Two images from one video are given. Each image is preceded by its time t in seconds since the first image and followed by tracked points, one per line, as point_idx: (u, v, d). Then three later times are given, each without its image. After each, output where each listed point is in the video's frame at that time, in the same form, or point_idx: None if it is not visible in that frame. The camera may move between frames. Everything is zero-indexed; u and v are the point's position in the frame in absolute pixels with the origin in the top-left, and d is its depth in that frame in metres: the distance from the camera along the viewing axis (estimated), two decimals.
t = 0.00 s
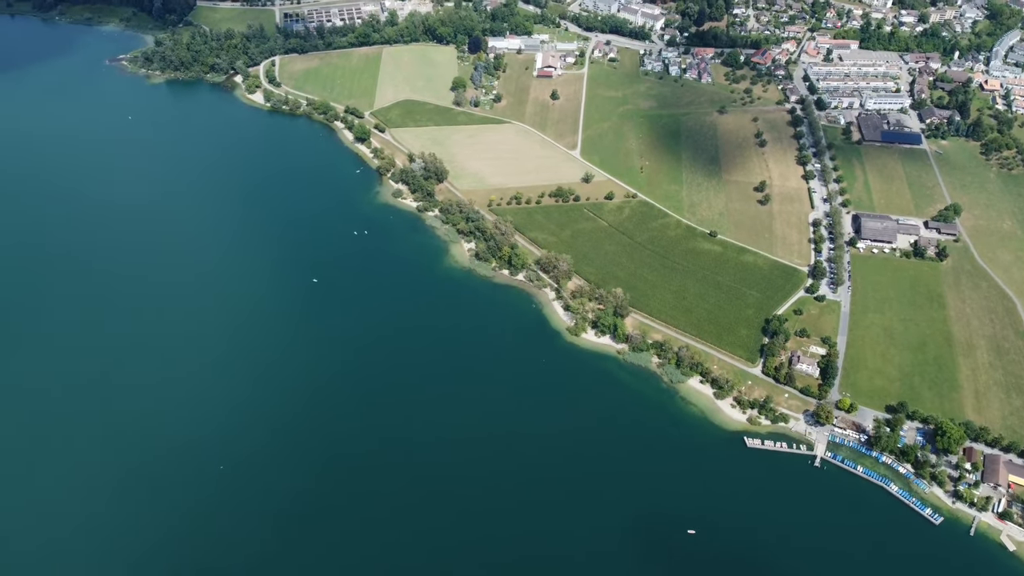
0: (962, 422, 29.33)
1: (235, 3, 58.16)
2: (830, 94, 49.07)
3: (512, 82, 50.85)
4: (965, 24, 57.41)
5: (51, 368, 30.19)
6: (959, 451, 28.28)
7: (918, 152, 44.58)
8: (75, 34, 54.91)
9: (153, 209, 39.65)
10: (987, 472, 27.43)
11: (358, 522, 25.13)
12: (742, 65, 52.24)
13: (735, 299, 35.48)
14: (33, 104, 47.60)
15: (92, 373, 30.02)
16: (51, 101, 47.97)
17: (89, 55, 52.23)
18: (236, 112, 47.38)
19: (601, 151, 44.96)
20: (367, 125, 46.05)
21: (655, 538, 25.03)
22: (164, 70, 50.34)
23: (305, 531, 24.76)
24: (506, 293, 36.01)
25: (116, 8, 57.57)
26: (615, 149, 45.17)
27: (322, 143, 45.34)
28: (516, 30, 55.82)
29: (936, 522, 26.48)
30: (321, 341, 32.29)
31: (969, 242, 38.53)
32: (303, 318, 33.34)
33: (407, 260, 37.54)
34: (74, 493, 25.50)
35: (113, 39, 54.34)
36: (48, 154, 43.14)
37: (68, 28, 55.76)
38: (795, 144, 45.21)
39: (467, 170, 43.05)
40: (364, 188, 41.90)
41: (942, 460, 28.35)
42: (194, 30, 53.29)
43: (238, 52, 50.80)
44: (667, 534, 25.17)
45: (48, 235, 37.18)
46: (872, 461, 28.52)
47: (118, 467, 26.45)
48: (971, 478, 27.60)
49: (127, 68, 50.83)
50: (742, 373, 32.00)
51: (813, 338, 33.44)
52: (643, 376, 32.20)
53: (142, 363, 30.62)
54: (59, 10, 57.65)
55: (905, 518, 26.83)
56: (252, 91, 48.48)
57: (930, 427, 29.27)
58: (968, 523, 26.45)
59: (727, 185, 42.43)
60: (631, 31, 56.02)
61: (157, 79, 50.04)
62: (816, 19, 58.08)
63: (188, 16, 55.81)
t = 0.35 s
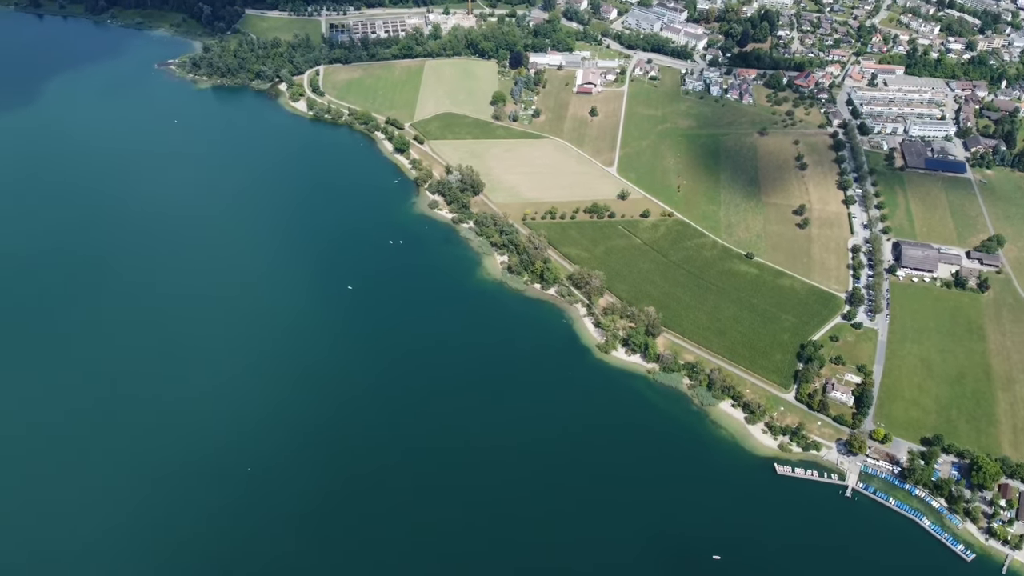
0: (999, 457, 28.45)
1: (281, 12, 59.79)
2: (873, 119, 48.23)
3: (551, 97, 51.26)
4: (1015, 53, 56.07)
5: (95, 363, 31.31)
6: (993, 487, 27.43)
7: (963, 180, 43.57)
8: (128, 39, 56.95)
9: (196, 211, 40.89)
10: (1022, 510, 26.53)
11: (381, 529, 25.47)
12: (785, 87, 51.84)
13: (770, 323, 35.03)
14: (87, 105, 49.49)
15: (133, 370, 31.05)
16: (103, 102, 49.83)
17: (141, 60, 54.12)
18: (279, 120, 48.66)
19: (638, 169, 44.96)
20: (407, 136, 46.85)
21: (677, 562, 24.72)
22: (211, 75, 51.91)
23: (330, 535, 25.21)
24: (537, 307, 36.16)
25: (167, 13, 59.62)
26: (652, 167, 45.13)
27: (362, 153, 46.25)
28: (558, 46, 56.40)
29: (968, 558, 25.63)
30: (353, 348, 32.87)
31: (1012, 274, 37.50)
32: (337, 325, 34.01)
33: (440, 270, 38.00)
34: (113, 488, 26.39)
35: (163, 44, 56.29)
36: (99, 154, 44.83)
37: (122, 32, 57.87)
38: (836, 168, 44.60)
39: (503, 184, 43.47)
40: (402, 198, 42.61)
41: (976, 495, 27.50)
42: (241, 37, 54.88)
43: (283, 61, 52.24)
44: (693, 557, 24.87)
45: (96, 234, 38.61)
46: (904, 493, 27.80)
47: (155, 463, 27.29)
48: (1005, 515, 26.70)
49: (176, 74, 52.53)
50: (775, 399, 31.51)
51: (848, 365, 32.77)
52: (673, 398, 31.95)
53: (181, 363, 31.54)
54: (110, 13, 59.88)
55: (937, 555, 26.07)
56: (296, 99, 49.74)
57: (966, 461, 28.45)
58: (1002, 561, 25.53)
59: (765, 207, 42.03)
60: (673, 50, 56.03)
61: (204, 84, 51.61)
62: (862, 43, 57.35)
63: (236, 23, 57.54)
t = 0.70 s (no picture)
0: None
1: (326, 23, 61.27)
2: (917, 145, 47.35)
3: (590, 114, 51.54)
4: None
5: (135, 361, 32.36)
6: None
7: (1008, 211, 42.37)
8: (178, 45, 58.82)
9: (237, 216, 42.07)
10: None
11: (403, 539, 25.86)
12: (827, 110, 51.33)
13: (804, 348, 34.51)
14: (137, 109, 51.34)
15: (171, 369, 32.02)
16: (153, 107, 51.63)
17: (189, 66, 55.84)
18: (321, 129, 49.84)
19: (675, 188, 44.86)
20: (445, 149, 47.55)
21: None
22: (256, 83, 53.30)
23: (353, 541, 25.66)
24: (568, 323, 36.24)
25: (216, 20, 61.28)
26: (690, 186, 44.99)
27: (401, 164, 47.09)
28: (599, 63, 56.80)
29: None
30: (384, 357, 33.42)
31: None
32: (369, 333, 34.66)
33: (472, 282, 38.39)
34: (149, 485, 27.28)
35: (211, 51, 57.98)
36: (147, 158, 46.45)
37: (172, 38, 59.82)
38: (877, 194, 43.88)
39: (538, 198, 43.78)
40: (438, 209, 43.22)
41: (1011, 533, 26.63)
42: (287, 46, 56.35)
43: (328, 71, 53.46)
44: None
45: (140, 235, 39.96)
46: (937, 528, 27.01)
47: (189, 462, 28.11)
48: None
49: (222, 80, 54.06)
50: (807, 426, 30.98)
51: (884, 395, 32.07)
52: (703, 420, 31.65)
53: (217, 364, 32.43)
54: (160, 19, 61.94)
55: None
56: (338, 109, 50.89)
57: (1002, 497, 27.61)
58: None
59: (804, 231, 41.52)
60: (714, 70, 55.92)
61: (249, 91, 52.97)
62: (907, 69, 56.44)
63: (282, 33, 59.06)
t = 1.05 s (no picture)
0: None
1: (371, 35, 62.56)
2: (961, 173, 46.41)
3: (628, 132, 51.70)
4: None
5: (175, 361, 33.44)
6: None
7: None
8: (226, 52, 60.50)
9: (277, 224, 43.13)
10: None
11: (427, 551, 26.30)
12: (870, 135, 50.65)
13: (840, 376, 33.95)
14: (186, 115, 52.99)
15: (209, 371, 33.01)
16: (201, 112, 53.21)
17: (235, 73, 57.44)
18: (362, 140, 50.95)
19: (713, 208, 44.65)
20: (483, 162, 48.18)
21: None
22: (300, 92, 54.70)
23: (378, 552, 26.21)
24: (599, 340, 36.28)
25: (263, 30, 62.90)
26: (727, 207, 44.75)
27: (439, 176, 47.82)
28: (639, 81, 57.01)
29: None
30: (414, 368, 33.94)
31: None
32: (400, 344, 35.26)
33: (504, 297, 38.70)
34: (184, 484, 28.19)
35: (258, 60, 59.48)
36: (193, 163, 47.97)
37: (220, 46, 61.52)
38: (919, 222, 43.04)
39: (573, 214, 44.02)
40: (473, 222, 43.76)
41: None
42: (331, 57, 57.70)
43: (370, 82, 54.56)
44: None
45: (184, 239, 41.26)
46: (970, 565, 26.29)
47: (222, 463, 28.96)
48: None
49: (268, 89, 55.56)
50: (840, 455, 30.42)
51: (920, 426, 31.36)
52: (734, 444, 31.31)
53: (253, 368, 33.36)
54: (209, 27, 63.66)
55: None
56: (379, 121, 52.00)
57: None
58: None
59: (843, 256, 40.91)
60: (756, 91, 55.64)
61: (292, 100, 54.41)
62: (953, 95, 55.42)
63: (327, 44, 60.42)
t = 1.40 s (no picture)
0: None
1: (411, 49, 63.66)
2: (1003, 202, 45.52)
3: (664, 149, 51.79)
4: None
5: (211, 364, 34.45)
6: None
7: None
8: (268, 62, 61.56)
9: (313, 233, 44.11)
10: None
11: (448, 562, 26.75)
12: (910, 159, 49.93)
13: (873, 403, 33.39)
14: (229, 122, 54.39)
15: (243, 374, 33.95)
16: (243, 120, 54.59)
17: (276, 81, 58.86)
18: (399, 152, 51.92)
19: (748, 228, 44.42)
20: (516, 177, 48.69)
21: None
22: (339, 103, 55.82)
23: (400, 560, 26.71)
24: (628, 358, 36.27)
25: (306, 41, 63.85)
26: (763, 228, 44.47)
27: (473, 190, 48.46)
28: (677, 99, 57.07)
29: None
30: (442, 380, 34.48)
31: None
32: (430, 355, 35.83)
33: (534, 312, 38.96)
34: (215, 487, 29.00)
35: (300, 71, 60.34)
36: (234, 171, 49.29)
37: (262, 56, 62.48)
38: (959, 249, 42.27)
39: (606, 230, 44.20)
40: (505, 235, 44.20)
41: None
42: (371, 69, 58.91)
43: (409, 95, 55.60)
44: None
45: (223, 245, 42.39)
46: None
47: (251, 467, 29.70)
48: None
49: (308, 99, 56.70)
50: (872, 484, 29.88)
51: (954, 457, 30.69)
52: (762, 469, 30.98)
53: (286, 373, 34.22)
54: (254, 37, 64.51)
55: None
56: (416, 133, 53.02)
57: None
58: None
59: (879, 281, 40.33)
60: (795, 112, 55.31)
61: (332, 111, 55.51)
62: (997, 122, 54.45)
63: (367, 56, 61.45)
